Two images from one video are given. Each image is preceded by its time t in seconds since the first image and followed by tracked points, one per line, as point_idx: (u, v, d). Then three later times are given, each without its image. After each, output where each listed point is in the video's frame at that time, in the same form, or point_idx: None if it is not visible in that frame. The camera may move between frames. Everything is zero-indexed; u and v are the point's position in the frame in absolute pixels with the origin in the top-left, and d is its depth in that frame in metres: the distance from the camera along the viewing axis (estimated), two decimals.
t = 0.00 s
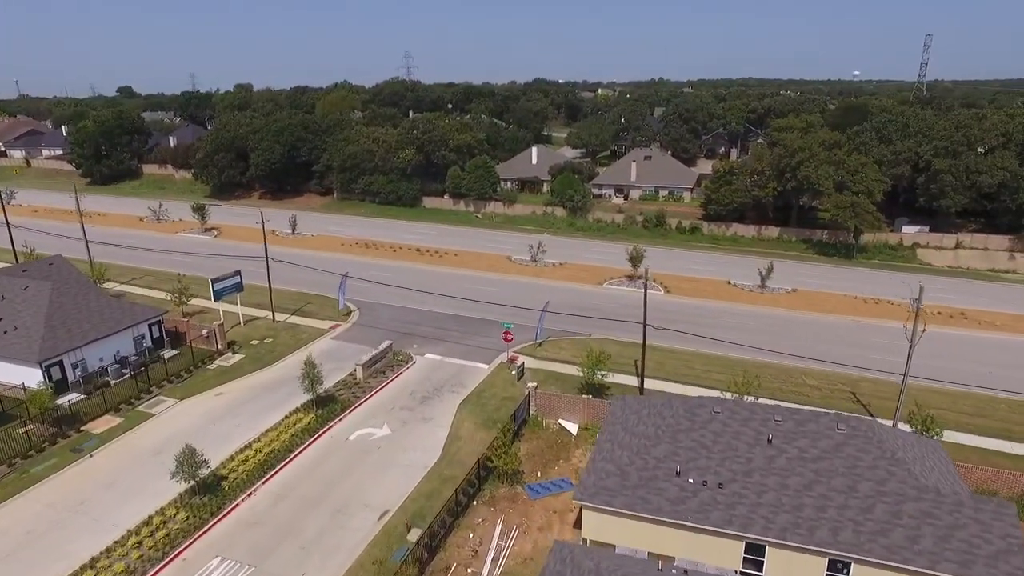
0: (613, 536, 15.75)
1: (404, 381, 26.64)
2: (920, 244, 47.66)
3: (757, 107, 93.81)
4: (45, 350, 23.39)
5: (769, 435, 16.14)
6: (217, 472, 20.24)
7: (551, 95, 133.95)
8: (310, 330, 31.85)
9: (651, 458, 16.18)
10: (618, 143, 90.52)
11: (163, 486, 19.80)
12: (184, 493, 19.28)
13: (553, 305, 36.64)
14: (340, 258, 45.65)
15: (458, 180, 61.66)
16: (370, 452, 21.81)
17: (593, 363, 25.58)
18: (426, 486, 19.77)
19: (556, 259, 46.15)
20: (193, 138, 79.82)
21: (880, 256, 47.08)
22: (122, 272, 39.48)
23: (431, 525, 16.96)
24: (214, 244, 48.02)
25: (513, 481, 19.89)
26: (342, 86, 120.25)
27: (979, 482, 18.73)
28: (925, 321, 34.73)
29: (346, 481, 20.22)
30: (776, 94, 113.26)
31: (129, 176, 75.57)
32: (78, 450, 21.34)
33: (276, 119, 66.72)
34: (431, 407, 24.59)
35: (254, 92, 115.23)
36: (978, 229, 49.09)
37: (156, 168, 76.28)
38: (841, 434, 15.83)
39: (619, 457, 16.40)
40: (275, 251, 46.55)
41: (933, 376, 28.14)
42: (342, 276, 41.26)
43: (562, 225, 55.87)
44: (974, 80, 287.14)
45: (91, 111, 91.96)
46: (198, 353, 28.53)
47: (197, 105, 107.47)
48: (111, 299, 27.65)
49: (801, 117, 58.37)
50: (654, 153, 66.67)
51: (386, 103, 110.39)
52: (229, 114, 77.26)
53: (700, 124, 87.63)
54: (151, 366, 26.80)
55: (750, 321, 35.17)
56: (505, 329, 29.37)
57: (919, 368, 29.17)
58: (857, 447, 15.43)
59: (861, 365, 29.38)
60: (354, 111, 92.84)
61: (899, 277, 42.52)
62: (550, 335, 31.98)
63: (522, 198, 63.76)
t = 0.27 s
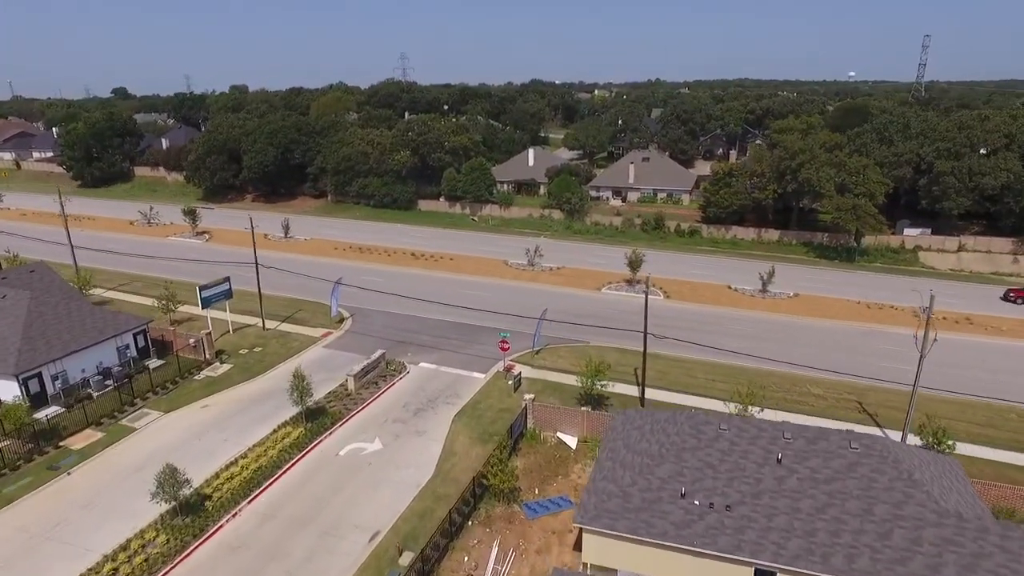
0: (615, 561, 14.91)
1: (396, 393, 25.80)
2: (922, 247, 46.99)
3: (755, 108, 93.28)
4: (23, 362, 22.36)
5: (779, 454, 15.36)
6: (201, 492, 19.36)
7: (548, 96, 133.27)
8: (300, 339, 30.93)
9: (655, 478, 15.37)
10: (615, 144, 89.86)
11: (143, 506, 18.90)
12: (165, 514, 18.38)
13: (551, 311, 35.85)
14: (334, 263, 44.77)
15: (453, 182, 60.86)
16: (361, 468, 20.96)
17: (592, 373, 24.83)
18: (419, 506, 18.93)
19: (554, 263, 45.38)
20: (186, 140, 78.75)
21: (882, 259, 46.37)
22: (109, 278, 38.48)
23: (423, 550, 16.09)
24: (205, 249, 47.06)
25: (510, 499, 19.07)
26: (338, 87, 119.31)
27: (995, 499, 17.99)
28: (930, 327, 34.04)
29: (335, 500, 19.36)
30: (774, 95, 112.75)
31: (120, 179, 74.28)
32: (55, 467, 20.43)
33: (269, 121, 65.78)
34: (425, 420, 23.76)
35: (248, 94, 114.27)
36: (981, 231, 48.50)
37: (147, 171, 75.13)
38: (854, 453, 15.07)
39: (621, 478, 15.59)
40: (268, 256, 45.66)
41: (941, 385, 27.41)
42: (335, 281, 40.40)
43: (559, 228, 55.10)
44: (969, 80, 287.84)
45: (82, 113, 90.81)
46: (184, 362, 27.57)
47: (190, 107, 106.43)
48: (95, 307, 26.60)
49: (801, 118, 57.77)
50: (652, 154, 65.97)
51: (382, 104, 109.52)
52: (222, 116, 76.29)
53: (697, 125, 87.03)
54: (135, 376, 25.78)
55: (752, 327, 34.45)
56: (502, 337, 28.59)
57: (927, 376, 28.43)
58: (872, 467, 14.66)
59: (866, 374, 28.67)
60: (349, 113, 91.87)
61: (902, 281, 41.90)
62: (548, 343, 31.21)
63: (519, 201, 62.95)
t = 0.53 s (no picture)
0: None
1: (388, 405, 24.90)
2: (924, 250, 46.30)
3: (754, 109, 92.67)
4: None
5: (788, 476, 14.55)
6: (182, 513, 18.46)
7: (545, 97, 132.52)
8: (290, 347, 30.03)
9: (658, 502, 14.54)
10: (613, 146, 89.11)
11: (121, 528, 17.98)
12: (144, 537, 17.47)
13: (548, 317, 35.06)
14: (326, 267, 43.88)
15: (449, 185, 60.03)
16: (350, 486, 20.07)
17: (590, 385, 24.03)
18: (410, 527, 18.06)
19: (551, 268, 44.60)
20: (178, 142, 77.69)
21: (883, 263, 45.62)
22: (95, 284, 37.50)
23: None
24: (195, 253, 46.11)
25: (505, 519, 18.23)
26: (333, 88, 118.27)
27: (1012, 519, 17.21)
28: (935, 333, 33.31)
29: (323, 520, 18.47)
30: (772, 96, 112.22)
31: (113, 181, 72.92)
32: (30, 487, 19.51)
33: (262, 122, 64.84)
34: (417, 434, 22.90)
35: (242, 95, 113.26)
36: (983, 234, 47.89)
37: (140, 173, 73.73)
38: (868, 476, 14.26)
39: (622, 501, 14.75)
40: (259, 261, 44.77)
41: (950, 394, 26.62)
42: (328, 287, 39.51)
43: (556, 231, 54.30)
44: (965, 81, 288.25)
45: (73, 114, 89.76)
46: (169, 372, 26.61)
47: (184, 108, 105.38)
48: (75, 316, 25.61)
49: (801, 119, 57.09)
50: (650, 156, 65.22)
51: (378, 105, 108.60)
52: (215, 117, 75.30)
53: (696, 126, 86.31)
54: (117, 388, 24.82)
55: (753, 333, 33.67)
56: (497, 346, 27.76)
57: (934, 385, 27.64)
58: (887, 490, 13.86)
59: (872, 383, 27.89)
60: (343, 114, 90.99)
61: (905, 286, 41.21)
62: (545, 351, 30.41)
63: (515, 204, 62.13)
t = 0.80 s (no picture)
0: None
1: (379, 419, 23.97)
2: (927, 254, 45.60)
3: (752, 110, 92.05)
4: None
5: (799, 502, 13.72)
6: (159, 539, 17.51)
7: (542, 98, 131.70)
8: (280, 357, 29.08)
9: (662, 529, 13.60)
10: (610, 147, 88.32)
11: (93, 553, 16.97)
12: (117, 564, 16.48)
13: (545, 324, 34.24)
14: (319, 273, 42.99)
15: (445, 188, 59.15)
16: (338, 507, 19.11)
17: (589, 396, 23.20)
18: (400, 552, 17.13)
19: (548, 272, 43.76)
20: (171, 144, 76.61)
21: (886, 267, 44.86)
22: (80, 290, 36.41)
23: None
24: (184, 258, 45.10)
25: (500, 543, 17.35)
26: (328, 89, 117.20)
27: None
28: (942, 339, 32.55)
29: (308, 544, 17.51)
30: (770, 97, 111.61)
31: (104, 184, 71.80)
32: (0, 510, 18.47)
33: (255, 124, 63.89)
34: (409, 450, 22.00)
35: (237, 96, 112.27)
36: (987, 237, 47.23)
37: (131, 175, 72.68)
38: (885, 502, 13.45)
39: (624, 527, 13.85)
40: (250, 266, 43.82)
41: (958, 404, 25.84)
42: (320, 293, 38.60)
43: (554, 234, 53.44)
44: (962, 82, 288.22)
45: (65, 116, 88.62)
46: (153, 383, 25.49)
47: (177, 109, 104.34)
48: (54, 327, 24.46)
49: (801, 121, 56.37)
50: (648, 158, 64.38)
51: (373, 106, 107.62)
52: (208, 119, 74.32)
53: (694, 128, 85.60)
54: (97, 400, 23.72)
55: (755, 340, 32.84)
56: (493, 356, 26.94)
57: (942, 394, 26.87)
58: (906, 518, 13.04)
59: (878, 392, 27.10)
60: (338, 115, 90.01)
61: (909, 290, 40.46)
62: (542, 360, 29.58)
63: (512, 206, 61.27)
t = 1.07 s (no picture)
0: None
1: (368, 434, 23.01)
2: (931, 257, 44.81)
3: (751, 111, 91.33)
4: None
5: (812, 533, 12.84)
6: (134, 566, 16.52)
7: (539, 99, 130.93)
8: (268, 367, 28.06)
9: (664, 561, 12.65)
10: (608, 149, 87.50)
11: None
12: None
13: (542, 332, 33.35)
14: (311, 278, 42.05)
15: (440, 191, 58.23)
16: (323, 529, 18.12)
17: (587, 411, 22.31)
18: None
19: (545, 277, 42.86)
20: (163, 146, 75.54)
21: (889, 271, 44.03)
22: (63, 296, 35.28)
23: None
24: (173, 262, 44.04)
25: (494, 569, 16.41)
26: (324, 90, 116.26)
27: None
28: (949, 347, 31.71)
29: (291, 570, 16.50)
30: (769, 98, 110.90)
31: (95, 186, 70.63)
32: None
33: (248, 126, 62.92)
34: (400, 467, 21.05)
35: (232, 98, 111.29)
36: (992, 241, 46.45)
37: (123, 178, 71.57)
38: (905, 534, 12.58)
39: (624, 558, 12.91)
40: (241, 271, 42.82)
41: (969, 415, 24.98)
42: (311, 300, 37.66)
43: (551, 238, 52.58)
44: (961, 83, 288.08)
45: (56, 117, 87.49)
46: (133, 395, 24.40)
47: (171, 111, 103.27)
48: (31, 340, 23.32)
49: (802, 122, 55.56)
50: (647, 160, 63.53)
51: (369, 107, 106.67)
52: (200, 121, 73.32)
53: (693, 129, 84.81)
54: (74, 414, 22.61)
55: (757, 348, 31.97)
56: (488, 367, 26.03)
57: (951, 405, 26.01)
58: (928, 551, 12.15)
59: (886, 403, 26.22)
60: (333, 117, 89.03)
61: (913, 295, 39.66)
62: (539, 371, 28.69)
63: (508, 209, 60.40)
